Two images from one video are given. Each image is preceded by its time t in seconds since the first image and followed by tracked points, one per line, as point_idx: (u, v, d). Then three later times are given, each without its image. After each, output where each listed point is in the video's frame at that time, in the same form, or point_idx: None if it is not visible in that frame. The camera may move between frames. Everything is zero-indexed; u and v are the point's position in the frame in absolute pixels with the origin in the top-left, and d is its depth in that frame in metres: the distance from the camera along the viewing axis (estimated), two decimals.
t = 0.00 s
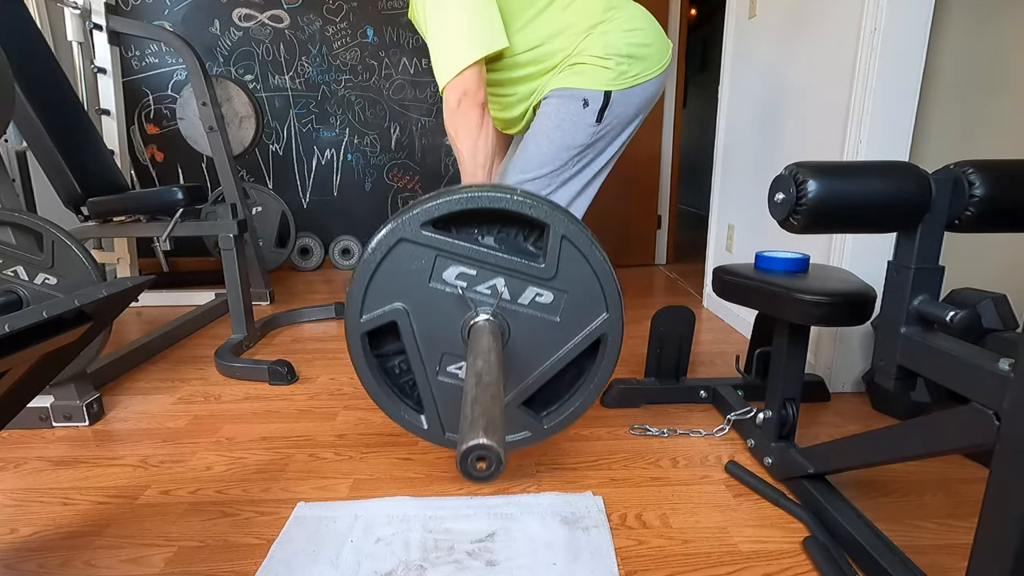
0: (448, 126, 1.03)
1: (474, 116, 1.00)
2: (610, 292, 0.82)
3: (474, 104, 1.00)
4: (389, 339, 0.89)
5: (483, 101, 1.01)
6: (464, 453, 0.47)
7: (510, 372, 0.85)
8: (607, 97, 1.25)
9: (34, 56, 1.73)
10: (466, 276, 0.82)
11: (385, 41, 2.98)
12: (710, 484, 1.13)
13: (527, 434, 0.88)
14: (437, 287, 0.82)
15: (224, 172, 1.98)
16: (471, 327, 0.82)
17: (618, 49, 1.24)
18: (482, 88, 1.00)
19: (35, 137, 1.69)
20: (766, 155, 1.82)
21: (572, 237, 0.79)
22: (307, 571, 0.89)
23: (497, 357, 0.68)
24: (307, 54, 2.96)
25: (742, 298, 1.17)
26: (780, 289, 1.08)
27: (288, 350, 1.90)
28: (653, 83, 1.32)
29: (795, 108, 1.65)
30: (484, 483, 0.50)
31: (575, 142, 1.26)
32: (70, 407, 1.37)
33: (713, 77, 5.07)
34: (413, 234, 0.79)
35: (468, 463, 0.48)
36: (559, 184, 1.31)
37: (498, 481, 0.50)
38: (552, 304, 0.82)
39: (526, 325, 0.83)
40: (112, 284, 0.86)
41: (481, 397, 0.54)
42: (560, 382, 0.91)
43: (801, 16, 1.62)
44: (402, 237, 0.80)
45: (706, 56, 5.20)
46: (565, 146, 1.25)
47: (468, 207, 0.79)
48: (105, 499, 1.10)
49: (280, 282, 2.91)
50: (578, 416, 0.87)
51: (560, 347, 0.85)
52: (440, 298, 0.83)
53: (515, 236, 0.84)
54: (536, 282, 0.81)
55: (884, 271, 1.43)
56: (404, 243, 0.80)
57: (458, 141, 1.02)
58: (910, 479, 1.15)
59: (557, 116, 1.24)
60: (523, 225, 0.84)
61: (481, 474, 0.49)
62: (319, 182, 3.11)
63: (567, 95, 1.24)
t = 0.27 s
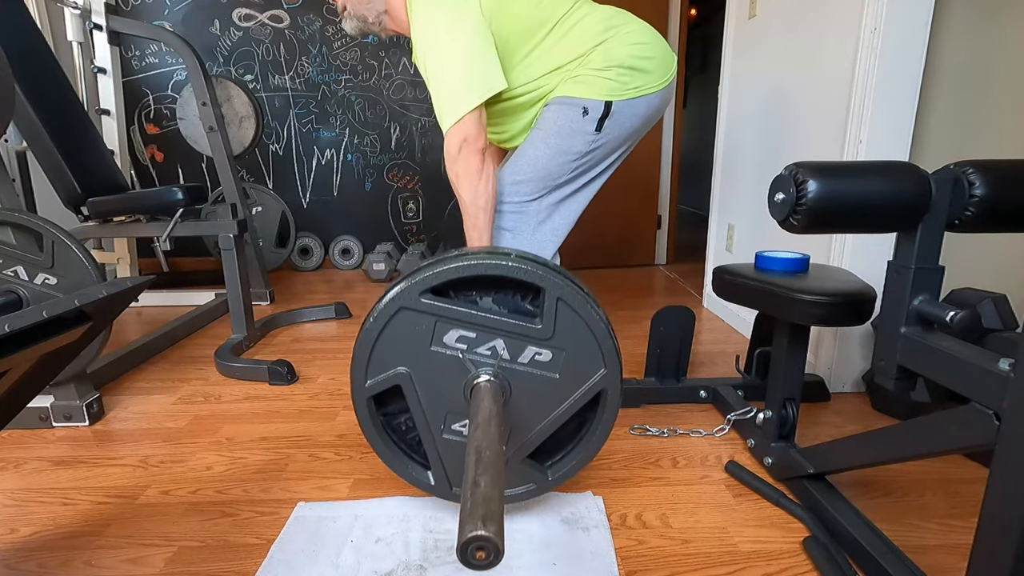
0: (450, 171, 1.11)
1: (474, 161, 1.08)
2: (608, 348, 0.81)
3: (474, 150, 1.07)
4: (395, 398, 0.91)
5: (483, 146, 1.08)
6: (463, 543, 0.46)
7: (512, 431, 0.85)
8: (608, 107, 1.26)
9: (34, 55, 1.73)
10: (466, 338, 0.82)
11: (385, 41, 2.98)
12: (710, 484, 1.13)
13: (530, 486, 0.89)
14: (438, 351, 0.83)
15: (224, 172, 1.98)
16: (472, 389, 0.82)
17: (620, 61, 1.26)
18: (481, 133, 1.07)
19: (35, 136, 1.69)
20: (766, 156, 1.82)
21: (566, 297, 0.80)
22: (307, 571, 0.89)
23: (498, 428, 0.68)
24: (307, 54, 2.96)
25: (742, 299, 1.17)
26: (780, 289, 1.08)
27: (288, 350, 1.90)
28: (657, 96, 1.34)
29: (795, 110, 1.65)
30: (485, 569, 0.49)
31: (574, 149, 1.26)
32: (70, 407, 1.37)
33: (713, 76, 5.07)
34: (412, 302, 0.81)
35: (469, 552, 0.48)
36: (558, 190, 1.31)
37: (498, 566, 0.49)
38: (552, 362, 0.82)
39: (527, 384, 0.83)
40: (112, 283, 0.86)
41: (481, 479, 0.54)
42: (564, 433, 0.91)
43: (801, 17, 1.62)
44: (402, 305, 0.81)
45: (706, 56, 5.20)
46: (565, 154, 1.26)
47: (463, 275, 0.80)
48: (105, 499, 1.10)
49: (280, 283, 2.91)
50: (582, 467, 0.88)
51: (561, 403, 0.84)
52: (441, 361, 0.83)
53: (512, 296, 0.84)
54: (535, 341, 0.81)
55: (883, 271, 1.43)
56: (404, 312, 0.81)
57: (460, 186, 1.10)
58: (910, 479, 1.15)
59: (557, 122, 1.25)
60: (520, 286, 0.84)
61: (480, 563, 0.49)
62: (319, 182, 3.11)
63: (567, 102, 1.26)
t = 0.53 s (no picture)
0: (450, 202, 1.13)
1: (474, 194, 1.10)
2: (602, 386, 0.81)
3: (474, 182, 1.09)
4: (395, 439, 0.90)
5: (483, 178, 1.10)
6: None
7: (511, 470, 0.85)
8: (609, 116, 1.27)
9: (34, 55, 1.73)
10: (461, 381, 0.82)
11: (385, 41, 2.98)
12: (710, 484, 1.13)
13: (530, 521, 0.90)
14: (434, 394, 0.82)
15: (224, 172, 1.98)
16: (469, 431, 0.81)
17: (623, 71, 1.26)
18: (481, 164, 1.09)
19: (35, 137, 1.69)
20: (766, 157, 1.82)
21: (558, 337, 0.79)
22: (307, 571, 0.89)
23: (493, 474, 0.68)
24: (307, 54, 2.96)
25: (742, 299, 1.17)
26: (780, 289, 1.08)
27: (288, 350, 1.90)
28: (660, 107, 1.34)
29: (795, 110, 1.65)
30: None
31: (573, 156, 1.27)
32: (70, 407, 1.37)
33: (713, 76, 5.07)
34: (407, 347, 0.80)
35: None
36: (555, 195, 1.32)
37: None
38: (547, 401, 0.82)
39: (524, 423, 0.82)
40: (112, 284, 0.86)
41: (472, 532, 0.54)
42: (563, 468, 0.91)
43: (801, 18, 1.62)
44: (397, 351, 0.81)
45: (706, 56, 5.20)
46: (564, 161, 1.27)
47: (455, 319, 0.80)
48: (105, 499, 1.10)
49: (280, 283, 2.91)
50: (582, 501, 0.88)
51: (558, 441, 0.83)
52: (437, 404, 0.83)
53: (506, 335, 0.83)
54: (529, 381, 0.81)
55: (883, 271, 1.43)
56: (399, 357, 0.81)
57: (460, 217, 1.12)
58: (910, 479, 1.15)
59: (557, 128, 1.26)
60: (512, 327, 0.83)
61: None
62: (319, 182, 3.11)
63: (570, 109, 1.27)
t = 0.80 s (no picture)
0: (449, 214, 1.16)
1: (472, 205, 1.13)
2: (593, 390, 0.80)
3: (471, 193, 1.12)
4: (393, 449, 0.91)
5: (479, 189, 1.12)
6: None
7: (506, 477, 0.85)
8: (606, 121, 1.26)
9: (34, 55, 1.73)
10: (454, 390, 0.81)
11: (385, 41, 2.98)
12: (710, 484, 1.12)
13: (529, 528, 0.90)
14: (428, 404, 0.82)
15: (224, 172, 1.98)
16: (464, 439, 0.81)
17: (620, 77, 1.26)
18: (476, 177, 1.11)
19: (35, 137, 1.69)
20: (766, 157, 1.82)
21: (548, 343, 0.78)
22: (307, 571, 0.89)
23: (484, 483, 0.68)
24: (307, 54, 2.97)
25: (742, 299, 1.17)
26: (780, 288, 1.08)
27: (288, 350, 1.90)
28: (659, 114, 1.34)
29: (795, 110, 1.65)
30: None
31: (569, 160, 1.27)
32: (70, 407, 1.37)
33: (713, 76, 5.07)
34: (399, 358, 0.80)
35: None
36: (550, 198, 1.32)
37: None
38: (540, 407, 0.81)
39: (518, 430, 0.82)
40: (112, 284, 0.86)
41: (463, 540, 0.54)
42: (560, 473, 0.90)
43: (801, 18, 1.62)
44: (390, 362, 0.81)
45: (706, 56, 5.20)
46: (559, 164, 1.27)
47: (446, 329, 0.80)
48: (105, 499, 1.10)
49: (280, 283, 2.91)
50: (579, 507, 0.87)
51: (552, 447, 0.83)
52: (432, 414, 0.83)
53: (498, 343, 0.83)
54: (522, 388, 0.80)
55: (883, 271, 1.43)
56: (392, 368, 0.81)
57: (460, 228, 1.16)
58: (910, 479, 1.15)
59: (553, 133, 1.27)
60: (503, 334, 0.83)
61: None
62: (319, 182, 3.11)
63: (567, 113, 1.27)
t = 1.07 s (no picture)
0: (445, 216, 1.16)
1: (467, 208, 1.13)
2: (587, 389, 0.80)
3: (467, 196, 1.12)
4: (389, 452, 0.91)
5: (475, 192, 1.13)
6: None
7: (503, 478, 0.85)
8: (603, 123, 1.27)
9: (34, 55, 1.73)
10: (448, 392, 0.82)
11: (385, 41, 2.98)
12: (710, 484, 1.12)
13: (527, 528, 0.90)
14: (422, 407, 0.82)
15: (224, 172, 1.98)
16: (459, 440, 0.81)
17: (619, 79, 1.26)
18: (471, 180, 1.11)
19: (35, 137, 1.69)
20: (765, 157, 1.82)
21: (540, 343, 0.78)
22: (307, 571, 0.89)
23: (479, 484, 0.68)
24: (307, 54, 2.96)
25: (742, 298, 1.17)
26: (780, 288, 1.08)
27: (288, 350, 1.90)
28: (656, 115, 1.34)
29: (795, 110, 1.65)
30: None
31: (565, 162, 1.27)
32: (70, 407, 1.37)
33: (713, 76, 5.07)
34: (392, 362, 0.80)
35: None
36: (548, 199, 1.32)
37: None
38: (534, 406, 0.81)
39: (513, 430, 0.82)
40: (112, 284, 0.86)
41: (456, 540, 0.54)
42: (557, 472, 0.90)
43: (801, 17, 1.62)
44: (383, 366, 0.80)
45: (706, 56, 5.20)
46: (556, 166, 1.27)
47: (437, 332, 0.79)
48: (105, 499, 1.10)
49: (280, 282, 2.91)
50: (576, 507, 0.87)
51: (548, 446, 0.83)
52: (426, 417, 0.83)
53: (490, 343, 0.83)
54: (515, 389, 0.80)
55: (883, 271, 1.43)
56: (385, 372, 0.81)
57: (456, 229, 1.17)
58: (911, 479, 1.15)
59: (549, 135, 1.27)
60: (495, 335, 0.83)
61: None
62: (319, 182, 3.11)
63: (564, 115, 1.27)
